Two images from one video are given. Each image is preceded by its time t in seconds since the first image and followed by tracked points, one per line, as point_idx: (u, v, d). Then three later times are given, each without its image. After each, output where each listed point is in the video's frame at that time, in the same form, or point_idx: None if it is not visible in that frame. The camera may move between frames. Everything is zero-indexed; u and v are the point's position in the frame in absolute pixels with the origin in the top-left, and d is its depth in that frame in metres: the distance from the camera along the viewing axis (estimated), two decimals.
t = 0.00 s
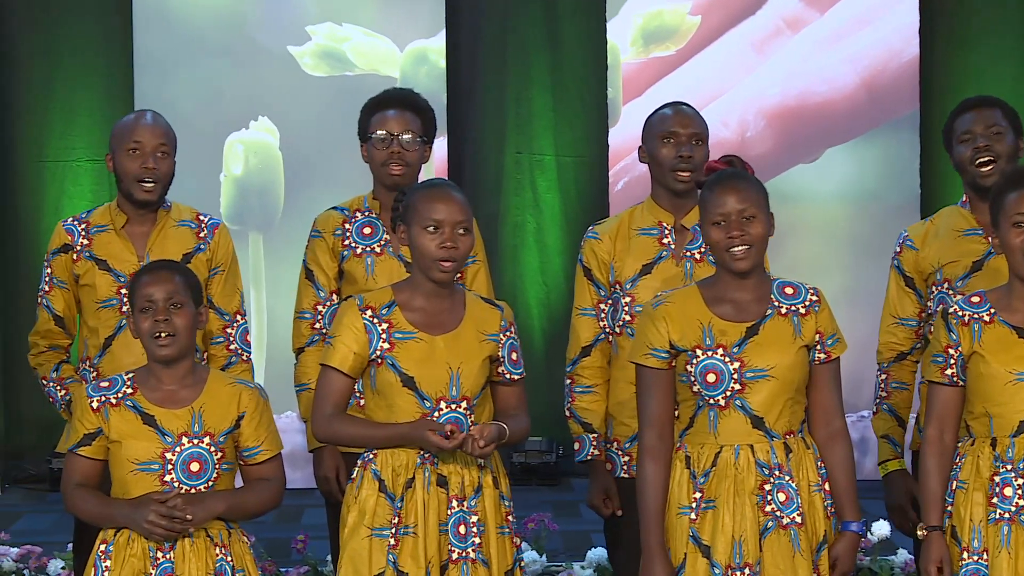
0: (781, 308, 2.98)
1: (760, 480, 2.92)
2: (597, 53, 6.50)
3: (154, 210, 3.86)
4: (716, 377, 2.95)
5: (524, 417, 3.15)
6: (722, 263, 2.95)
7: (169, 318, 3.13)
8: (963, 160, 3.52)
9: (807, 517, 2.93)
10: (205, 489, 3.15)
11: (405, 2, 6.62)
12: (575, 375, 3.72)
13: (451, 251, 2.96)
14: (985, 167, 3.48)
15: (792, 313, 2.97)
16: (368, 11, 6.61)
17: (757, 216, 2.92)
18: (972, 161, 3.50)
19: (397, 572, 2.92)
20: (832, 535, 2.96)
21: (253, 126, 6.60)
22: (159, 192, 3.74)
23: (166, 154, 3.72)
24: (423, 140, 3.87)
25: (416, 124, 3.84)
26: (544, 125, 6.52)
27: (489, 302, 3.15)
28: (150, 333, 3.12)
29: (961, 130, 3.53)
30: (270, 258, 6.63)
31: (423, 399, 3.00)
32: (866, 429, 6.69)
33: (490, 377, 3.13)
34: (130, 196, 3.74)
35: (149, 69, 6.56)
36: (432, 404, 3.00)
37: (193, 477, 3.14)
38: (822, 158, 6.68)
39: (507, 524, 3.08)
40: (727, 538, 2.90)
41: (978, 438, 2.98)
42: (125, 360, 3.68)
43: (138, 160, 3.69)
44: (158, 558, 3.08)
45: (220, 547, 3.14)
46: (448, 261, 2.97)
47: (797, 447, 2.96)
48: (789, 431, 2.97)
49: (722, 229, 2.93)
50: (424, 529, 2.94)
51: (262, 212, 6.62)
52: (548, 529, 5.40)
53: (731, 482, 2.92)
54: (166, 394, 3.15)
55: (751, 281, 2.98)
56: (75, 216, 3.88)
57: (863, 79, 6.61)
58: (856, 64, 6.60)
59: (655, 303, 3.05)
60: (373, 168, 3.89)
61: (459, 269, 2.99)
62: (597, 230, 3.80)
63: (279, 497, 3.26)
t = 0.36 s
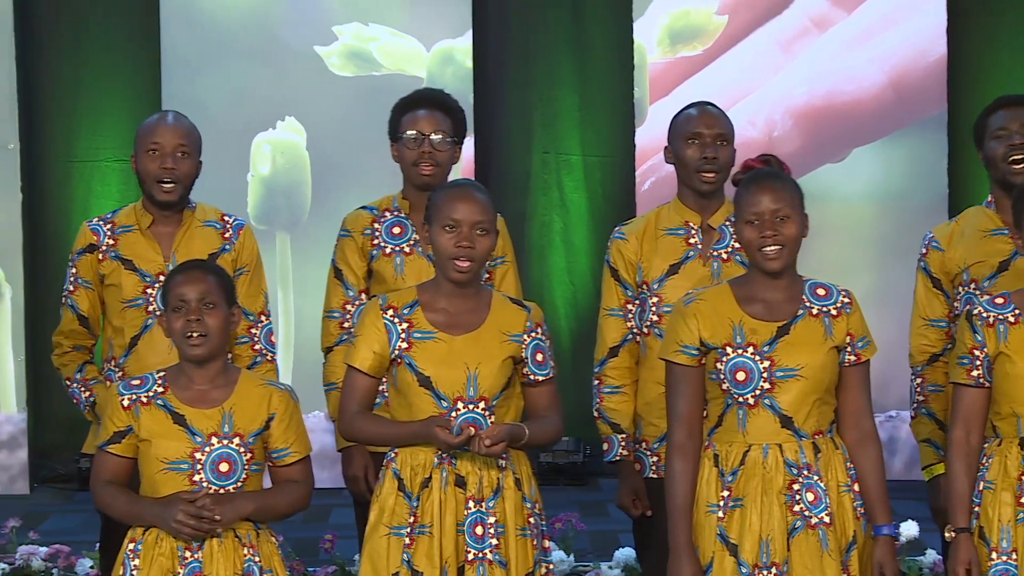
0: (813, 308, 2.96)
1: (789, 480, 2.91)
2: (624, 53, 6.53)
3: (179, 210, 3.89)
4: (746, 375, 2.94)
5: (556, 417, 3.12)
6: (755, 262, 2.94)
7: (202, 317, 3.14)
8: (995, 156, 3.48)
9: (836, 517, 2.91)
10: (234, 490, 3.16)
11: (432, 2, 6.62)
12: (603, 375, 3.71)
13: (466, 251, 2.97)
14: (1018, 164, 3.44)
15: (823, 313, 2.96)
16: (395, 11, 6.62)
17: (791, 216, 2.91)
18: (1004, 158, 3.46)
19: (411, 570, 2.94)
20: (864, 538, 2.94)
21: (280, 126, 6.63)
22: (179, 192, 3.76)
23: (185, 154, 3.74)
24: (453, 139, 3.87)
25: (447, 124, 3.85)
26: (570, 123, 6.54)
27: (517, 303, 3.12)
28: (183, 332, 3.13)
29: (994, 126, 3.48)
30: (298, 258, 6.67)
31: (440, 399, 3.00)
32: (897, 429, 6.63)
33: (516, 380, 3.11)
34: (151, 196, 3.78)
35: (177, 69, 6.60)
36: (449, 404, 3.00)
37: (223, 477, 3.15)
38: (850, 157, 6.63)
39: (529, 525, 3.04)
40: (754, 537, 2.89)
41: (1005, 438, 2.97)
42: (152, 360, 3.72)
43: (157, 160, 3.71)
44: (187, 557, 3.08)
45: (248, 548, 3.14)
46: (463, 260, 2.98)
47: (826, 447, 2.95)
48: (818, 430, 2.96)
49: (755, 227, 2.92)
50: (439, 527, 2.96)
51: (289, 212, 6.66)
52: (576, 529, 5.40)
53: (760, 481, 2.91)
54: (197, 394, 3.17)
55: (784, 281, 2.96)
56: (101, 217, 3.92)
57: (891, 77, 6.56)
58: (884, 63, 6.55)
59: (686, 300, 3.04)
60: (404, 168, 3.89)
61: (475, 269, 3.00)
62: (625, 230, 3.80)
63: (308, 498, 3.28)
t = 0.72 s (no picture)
0: (842, 308, 2.94)
1: (813, 480, 2.90)
2: (654, 53, 6.54)
3: (207, 209, 3.93)
4: (770, 374, 2.94)
5: (586, 415, 3.10)
6: (784, 261, 2.93)
7: (243, 318, 3.15)
8: None
9: (861, 518, 2.89)
10: (273, 489, 3.17)
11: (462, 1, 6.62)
12: (633, 375, 3.71)
13: (478, 250, 2.99)
14: None
15: (852, 314, 2.93)
16: (424, 11, 6.62)
17: (823, 216, 2.90)
18: None
19: (427, 569, 2.97)
20: (888, 540, 2.91)
21: (311, 126, 6.67)
22: (199, 188, 3.79)
23: (202, 151, 3.77)
24: (487, 139, 3.86)
25: (481, 123, 3.83)
26: (600, 124, 6.58)
27: (541, 301, 3.12)
28: (223, 333, 3.13)
29: None
30: (328, 258, 6.70)
31: (458, 399, 3.01)
32: (927, 429, 6.57)
33: (539, 379, 3.10)
34: (172, 193, 3.82)
35: (209, 70, 6.64)
36: (466, 404, 3.01)
37: (263, 476, 3.15)
38: (880, 156, 6.59)
39: (551, 526, 3.03)
40: (777, 537, 2.89)
41: None
42: (179, 361, 3.77)
43: (175, 160, 3.76)
44: (227, 557, 3.08)
45: (286, 547, 3.15)
46: (475, 259, 3.00)
47: (852, 448, 2.93)
48: (845, 431, 2.93)
49: (786, 225, 2.91)
50: (457, 526, 2.98)
51: (319, 211, 6.68)
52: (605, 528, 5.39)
53: (784, 481, 2.91)
54: (233, 393, 3.18)
55: (813, 280, 2.96)
56: (130, 217, 3.96)
57: (921, 77, 6.51)
58: (914, 62, 6.50)
59: (716, 299, 3.04)
60: (437, 167, 3.90)
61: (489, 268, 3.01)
62: (657, 230, 3.80)
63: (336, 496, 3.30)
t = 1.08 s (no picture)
0: (861, 303, 2.93)
1: (833, 478, 2.90)
2: (679, 52, 6.55)
3: (233, 205, 3.95)
4: (788, 372, 2.93)
5: (606, 413, 3.09)
6: (801, 256, 2.93)
7: (269, 316, 3.17)
8: None
9: (881, 516, 2.89)
10: (301, 487, 3.20)
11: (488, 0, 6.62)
12: (664, 372, 3.71)
13: (487, 243, 3.00)
14: None
15: (871, 308, 2.92)
16: (450, 10, 6.62)
17: (845, 216, 2.89)
18: None
19: (445, 567, 2.99)
20: (911, 539, 2.91)
21: (337, 126, 6.70)
22: (224, 187, 3.82)
23: (223, 148, 3.79)
24: (515, 138, 3.87)
25: (510, 122, 3.85)
26: (626, 124, 6.59)
27: (558, 298, 3.11)
28: (250, 330, 3.15)
29: None
30: (354, 258, 6.72)
31: (473, 397, 3.03)
32: (953, 429, 6.55)
33: (557, 375, 3.10)
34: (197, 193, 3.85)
35: (234, 69, 6.67)
36: (482, 402, 3.03)
37: (291, 475, 3.19)
38: (906, 156, 6.55)
39: (569, 524, 3.04)
40: (797, 535, 2.90)
41: None
42: (209, 359, 3.80)
43: (198, 161, 3.79)
44: (256, 557, 3.11)
45: (315, 545, 3.18)
46: (485, 254, 3.01)
47: (873, 445, 2.93)
48: (865, 429, 2.94)
49: (808, 219, 2.91)
50: (475, 524, 3.00)
51: (345, 211, 6.72)
52: (630, 527, 5.40)
53: (803, 478, 2.92)
54: (260, 392, 3.20)
55: (832, 277, 2.95)
56: (158, 213, 4.00)
57: (948, 76, 6.47)
58: (941, 61, 6.46)
59: (736, 297, 3.04)
60: (466, 165, 3.90)
61: (499, 262, 3.01)
62: (689, 227, 3.81)
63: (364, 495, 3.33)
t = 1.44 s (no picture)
0: (895, 305, 2.91)
1: (871, 480, 2.88)
2: (717, 52, 6.52)
3: (275, 210, 3.99)
4: (822, 375, 2.92)
5: (640, 411, 3.09)
6: (836, 260, 2.92)
7: (301, 317, 3.19)
8: None
9: (919, 517, 2.87)
10: (334, 487, 3.21)
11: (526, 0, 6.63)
12: (707, 372, 3.69)
13: (523, 247, 3.00)
14: None
15: (905, 310, 2.90)
16: (488, 10, 6.64)
17: (880, 218, 2.89)
18: None
19: (485, 567, 2.99)
20: (946, 537, 2.89)
21: (375, 126, 6.74)
22: (277, 193, 3.87)
23: (279, 152, 3.83)
24: (553, 138, 3.87)
25: (547, 122, 3.84)
26: (665, 124, 6.56)
27: (594, 298, 3.12)
28: (282, 332, 3.18)
29: None
30: (392, 258, 6.75)
31: (512, 396, 3.04)
32: (994, 429, 6.47)
33: (593, 375, 3.10)
34: (250, 198, 3.89)
35: (273, 70, 6.72)
36: (520, 401, 3.04)
37: (322, 475, 3.20)
38: (946, 156, 6.49)
39: (606, 523, 3.04)
40: (836, 538, 2.88)
41: None
42: (251, 358, 3.84)
43: (254, 162, 3.81)
44: (287, 555, 3.14)
45: (348, 545, 3.19)
46: (522, 257, 3.01)
47: (911, 446, 2.90)
48: (902, 430, 2.90)
49: (843, 222, 2.89)
50: (515, 525, 3.00)
51: (383, 211, 6.75)
52: (669, 528, 5.38)
53: (842, 481, 2.89)
54: (297, 391, 3.23)
55: (865, 279, 2.93)
56: (199, 214, 4.04)
57: (989, 75, 6.40)
58: (980, 61, 6.39)
59: (770, 302, 3.03)
60: (504, 166, 3.90)
61: (537, 264, 3.01)
62: (734, 227, 3.79)
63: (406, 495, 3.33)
